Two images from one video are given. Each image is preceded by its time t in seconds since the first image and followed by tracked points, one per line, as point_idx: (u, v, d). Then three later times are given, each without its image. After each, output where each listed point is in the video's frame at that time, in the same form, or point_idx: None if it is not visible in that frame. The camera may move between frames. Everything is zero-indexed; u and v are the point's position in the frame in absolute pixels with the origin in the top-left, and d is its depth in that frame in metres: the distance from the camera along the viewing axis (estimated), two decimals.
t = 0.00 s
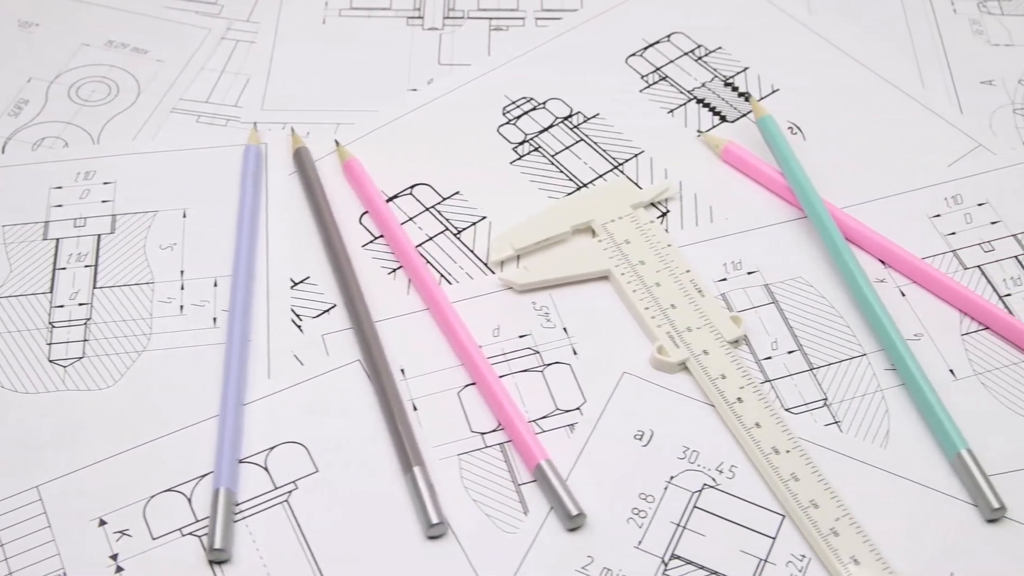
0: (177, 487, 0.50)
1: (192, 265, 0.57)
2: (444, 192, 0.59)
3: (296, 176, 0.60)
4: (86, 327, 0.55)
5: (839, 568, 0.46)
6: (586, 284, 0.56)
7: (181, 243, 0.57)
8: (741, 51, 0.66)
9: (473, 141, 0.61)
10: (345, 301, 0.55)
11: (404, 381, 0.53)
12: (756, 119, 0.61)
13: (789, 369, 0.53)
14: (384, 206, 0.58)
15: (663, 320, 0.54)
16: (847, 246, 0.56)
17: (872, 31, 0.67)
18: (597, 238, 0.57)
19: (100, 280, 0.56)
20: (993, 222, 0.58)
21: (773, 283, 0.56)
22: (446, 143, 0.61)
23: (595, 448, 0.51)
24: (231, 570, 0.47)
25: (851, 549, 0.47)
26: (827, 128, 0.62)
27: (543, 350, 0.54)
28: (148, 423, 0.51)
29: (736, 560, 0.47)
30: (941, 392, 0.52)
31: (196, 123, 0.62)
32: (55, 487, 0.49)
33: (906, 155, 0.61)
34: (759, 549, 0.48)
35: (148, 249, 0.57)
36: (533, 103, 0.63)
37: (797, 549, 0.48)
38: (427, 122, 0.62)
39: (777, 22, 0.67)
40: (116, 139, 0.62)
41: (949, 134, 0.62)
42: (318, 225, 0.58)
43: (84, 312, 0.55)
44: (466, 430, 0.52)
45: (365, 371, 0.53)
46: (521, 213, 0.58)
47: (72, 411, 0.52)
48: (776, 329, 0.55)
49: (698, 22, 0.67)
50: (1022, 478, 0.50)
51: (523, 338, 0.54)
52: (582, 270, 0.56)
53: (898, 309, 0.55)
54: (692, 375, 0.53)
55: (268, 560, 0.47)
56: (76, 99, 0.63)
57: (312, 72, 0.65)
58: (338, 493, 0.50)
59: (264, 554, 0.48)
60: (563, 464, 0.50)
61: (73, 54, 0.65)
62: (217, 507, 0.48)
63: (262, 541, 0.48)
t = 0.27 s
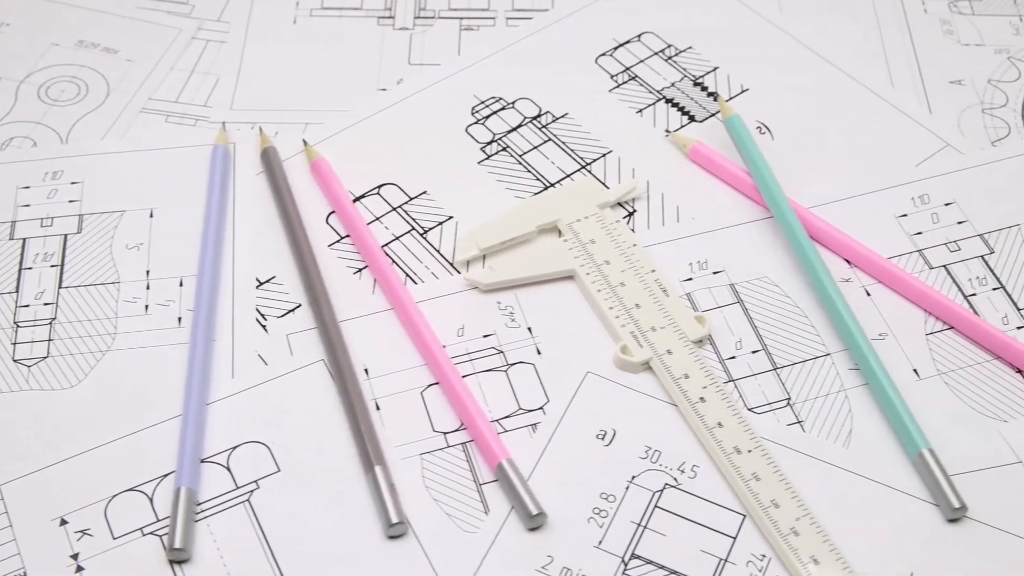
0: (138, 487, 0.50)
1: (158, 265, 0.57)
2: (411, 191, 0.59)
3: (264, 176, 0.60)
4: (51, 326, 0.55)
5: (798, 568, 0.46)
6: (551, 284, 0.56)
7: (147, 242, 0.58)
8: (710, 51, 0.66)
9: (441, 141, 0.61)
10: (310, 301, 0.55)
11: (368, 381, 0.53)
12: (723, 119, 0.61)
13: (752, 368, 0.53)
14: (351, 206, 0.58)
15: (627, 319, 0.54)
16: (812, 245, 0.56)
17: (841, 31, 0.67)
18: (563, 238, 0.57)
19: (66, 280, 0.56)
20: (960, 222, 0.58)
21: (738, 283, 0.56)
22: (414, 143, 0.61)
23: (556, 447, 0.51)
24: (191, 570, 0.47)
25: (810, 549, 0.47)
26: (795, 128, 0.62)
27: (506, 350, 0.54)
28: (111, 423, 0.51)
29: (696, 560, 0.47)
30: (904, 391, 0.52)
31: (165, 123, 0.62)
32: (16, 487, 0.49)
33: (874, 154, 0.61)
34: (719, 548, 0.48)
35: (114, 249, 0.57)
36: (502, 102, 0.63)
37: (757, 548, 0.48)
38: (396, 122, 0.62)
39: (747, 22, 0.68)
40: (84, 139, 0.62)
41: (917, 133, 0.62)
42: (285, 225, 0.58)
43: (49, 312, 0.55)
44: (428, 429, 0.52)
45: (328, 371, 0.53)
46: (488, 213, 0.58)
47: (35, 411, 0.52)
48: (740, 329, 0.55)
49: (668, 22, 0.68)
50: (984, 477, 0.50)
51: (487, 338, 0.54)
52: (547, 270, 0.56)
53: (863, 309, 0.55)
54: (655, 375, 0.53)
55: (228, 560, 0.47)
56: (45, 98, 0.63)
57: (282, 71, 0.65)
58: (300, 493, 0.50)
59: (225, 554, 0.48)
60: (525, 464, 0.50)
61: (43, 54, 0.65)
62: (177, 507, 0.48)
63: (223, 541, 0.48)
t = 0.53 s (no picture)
0: (113, 487, 0.49)
1: (135, 265, 0.57)
2: (389, 191, 0.59)
3: (242, 176, 0.60)
4: (27, 326, 0.55)
5: (772, 568, 0.46)
6: (529, 284, 0.56)
7: (125, 243, 0.58)
8: (689, 52, 0.66)
9: (420, 140, 0.61)
10: (287, 301, 0.55)
11: (343, 380, 0.53)
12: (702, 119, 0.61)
13: (728, 369, 0.53)
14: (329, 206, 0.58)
15: (604, 319, 0.54)
16: (789, 245, 0.56)
17: (820, 32, 0.68)
18: (540, 238, 0.57)
19: (43, 280, 0.56)
20: (937, 222, 0.58)
21: (715, 283, 0.56)
22: (393, 142, 0.61)
23: (531, 447, 0.51)
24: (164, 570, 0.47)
25: (784, 549, 0.46)
26: (774, 128, 0.62)
27: (482, 350, 0.54)
28: (86, 422, 0.51)
29: (670, 560, 0.47)
30: (880, 391, 0.52)
31: (145, 123, 0.62)
32: None
33: (853, 154, 0.61)
34: (693, 548, 0.47)
35: (92, 249, 0.57)
36: (482, 103, 0.63)
37: (731, 548, 0.47)
38: (374, 121, 0.62)
39: (726, 22, 0.68)
40: (64, 138, 0.62)
41: (896, 133, 0.62)
42: (262, 225, 0.58)
43: (26, 312, 0.55)
44: (403, 429, 0.51)
45: (304, 371, 0.53)
46: (466, 213, 0.58)
47: (11, 411, 0.52)
48: (716, 329, 0.55)
49: (648, 23, 0.68)
50: (961, 476, 0.49)
51: (463, 338, 0.54)
52: (524, 270, 0.56)
53: (840, 309, 0.55)
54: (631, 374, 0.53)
55: (202, 560, 0.47)
56: (25, 98, 0.63)
57: (263, 72, 0.65)
58: (273, 493, 0.49)
59: (198, 553, 0.47)
60: (499, 464, 0.50)
61: (23, 54, 0.65)
62: (151, 506, 0.48)
63: (196, 540, 0.48)
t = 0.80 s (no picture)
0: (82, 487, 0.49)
1: (109, 265, 0.57)
2: (363, 191, 0.59)
3: (217, 176, 0.60)
4: None
5: (739, 568, 0.46)
6: (501, 284, 0.56)
7: (98, 242, 0.58)
8: (665, 52, 0.66)
9: (394, 140, 0.61)
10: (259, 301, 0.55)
11: (314, 380, 0.53)
12: (677, 119, 0.61)
13: (699, 368, 0.53)
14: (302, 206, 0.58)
15: (575, 319, 0.54)
16: (761, 244, 0.56)
17: (797, 32, 0.68)
18: (513, 238, 0.57)
19: (16, 280, 0.56)
20: (911, 222, 0.58)
21: (688, 283, 0.56)
22: (368, 142, 0.61)
23: (501, 447, 0.51)
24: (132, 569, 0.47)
25: (752, 549, 0.46)
26: (749, 128, 0.62)
27: (454, 350, 0.54)
28: (57, 422, 0.51)
29: (638, 559, 0.47)
30: (851, 390, 0.52)
31: (121, 123, 0.63)
32: None
33: (827, 153, 0.61)
34: (661, 548, 0.47)
35: (65, 249, 0.57)
36: (457, 102, 0.63)
37: (699, 548, 0.47)
38: (349, 121, 0.62)
39: (703, 22, 0.68)
40: (39, 138, 0.62)
41: (871, 132, 0.62)
42: (236, 225, 0.58)
43: None
44: (373, 429, 0.52)
45: (275, 370, 0.53)
46: (440, 213, 0.58)
47: None
48: (688, 329, 0.55)
49: (625, 23, 0.68)
50: (931, 476, 0.49)
51: (435, 338, 0.54)
52: (496, 270, 0.56)
53: (812, 308, 0.55)
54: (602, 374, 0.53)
55: (170, 559, 0.47)
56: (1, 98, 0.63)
57: (240, 72, 0.66)
58: (242, 492, 0.49)
59: (166, 553, 0.47)
60: (468, 464, 0.50)
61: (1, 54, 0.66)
62: (120, 506, 0.48)
63: (165, 540, 0.48)
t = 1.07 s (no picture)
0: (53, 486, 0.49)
1: (83, 265, 0.57)
2: (339, 190, 0.59)
3: (192, 176, 0.60)
4: None
5: (709, 567, 0.46)
6: (476, 284, 0.56)
7: (73, 242, 0.58)
8: (642, 52, 0.66)
9: (371, 140, 0.62)
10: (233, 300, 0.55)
11: (287, 380, 0.53)
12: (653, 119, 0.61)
13: (672, 368, 0.53)
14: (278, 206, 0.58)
15: (548, 319, 0.54)
16: (735, 244, 0.56)
17: (775, 32, 0.68)
18: (487, 238, 0.57)
19: None
20: (886, 222, 0.58)
21: (662, 283, 0.56)
22: (344, 142, 0.61)
23: (472, 446, 0.51)
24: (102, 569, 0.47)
25: (722, 548, 0.46)
26: (725, 128, 0.62)
27: (427, 349, 0.54)
28: (30, 422, 0.51)
29: (608, 559, 0.47)
30: (823, 390, 0.52)
31: (97, 123, 0.63)
32: None
33: (803, 153, 0.61)
34: (631, 548, 0.47)
35: (41, 249, 0.57)
36: (434, 102, 0.64)
37: (669, 548, 0.47)
38: (326, 121, 0.62)
39: (681, 22, 0.68)
40: (16, 138, 0.62)
41: (847, 132, 0.62)
42: (211, 225, 0.58)
43: None
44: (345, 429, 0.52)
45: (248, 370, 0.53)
46: (415, 213, 0.58)
47: None
48: (661, 328, 0.55)
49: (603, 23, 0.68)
50: (902, 476, 0.49)
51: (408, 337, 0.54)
52: (470, 270, 0.56)
53: (785, 308, 0.55)
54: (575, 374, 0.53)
55: (140, 559, 0.47)
56: None
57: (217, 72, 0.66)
58: (214, 492, 0.49)
59: (136, 553, 0.47)
60: (440, 463, 0.50)
61: None
62: (90, 506, 0.48)
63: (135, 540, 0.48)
